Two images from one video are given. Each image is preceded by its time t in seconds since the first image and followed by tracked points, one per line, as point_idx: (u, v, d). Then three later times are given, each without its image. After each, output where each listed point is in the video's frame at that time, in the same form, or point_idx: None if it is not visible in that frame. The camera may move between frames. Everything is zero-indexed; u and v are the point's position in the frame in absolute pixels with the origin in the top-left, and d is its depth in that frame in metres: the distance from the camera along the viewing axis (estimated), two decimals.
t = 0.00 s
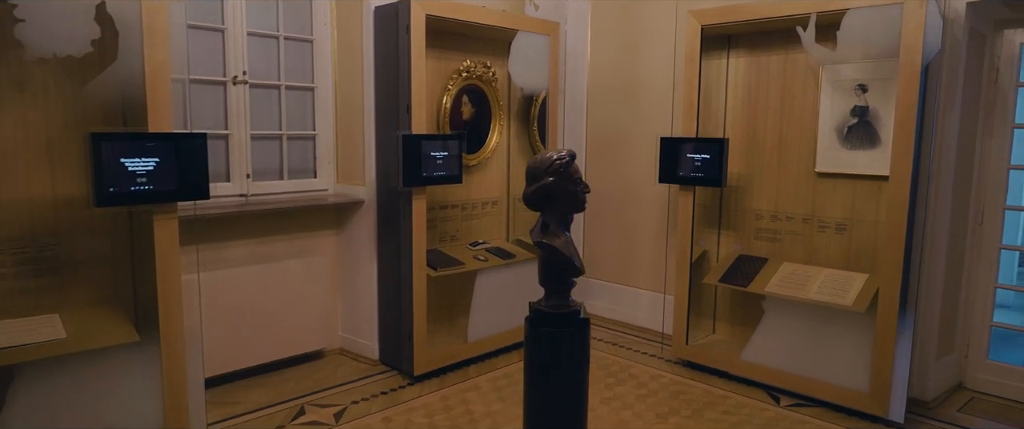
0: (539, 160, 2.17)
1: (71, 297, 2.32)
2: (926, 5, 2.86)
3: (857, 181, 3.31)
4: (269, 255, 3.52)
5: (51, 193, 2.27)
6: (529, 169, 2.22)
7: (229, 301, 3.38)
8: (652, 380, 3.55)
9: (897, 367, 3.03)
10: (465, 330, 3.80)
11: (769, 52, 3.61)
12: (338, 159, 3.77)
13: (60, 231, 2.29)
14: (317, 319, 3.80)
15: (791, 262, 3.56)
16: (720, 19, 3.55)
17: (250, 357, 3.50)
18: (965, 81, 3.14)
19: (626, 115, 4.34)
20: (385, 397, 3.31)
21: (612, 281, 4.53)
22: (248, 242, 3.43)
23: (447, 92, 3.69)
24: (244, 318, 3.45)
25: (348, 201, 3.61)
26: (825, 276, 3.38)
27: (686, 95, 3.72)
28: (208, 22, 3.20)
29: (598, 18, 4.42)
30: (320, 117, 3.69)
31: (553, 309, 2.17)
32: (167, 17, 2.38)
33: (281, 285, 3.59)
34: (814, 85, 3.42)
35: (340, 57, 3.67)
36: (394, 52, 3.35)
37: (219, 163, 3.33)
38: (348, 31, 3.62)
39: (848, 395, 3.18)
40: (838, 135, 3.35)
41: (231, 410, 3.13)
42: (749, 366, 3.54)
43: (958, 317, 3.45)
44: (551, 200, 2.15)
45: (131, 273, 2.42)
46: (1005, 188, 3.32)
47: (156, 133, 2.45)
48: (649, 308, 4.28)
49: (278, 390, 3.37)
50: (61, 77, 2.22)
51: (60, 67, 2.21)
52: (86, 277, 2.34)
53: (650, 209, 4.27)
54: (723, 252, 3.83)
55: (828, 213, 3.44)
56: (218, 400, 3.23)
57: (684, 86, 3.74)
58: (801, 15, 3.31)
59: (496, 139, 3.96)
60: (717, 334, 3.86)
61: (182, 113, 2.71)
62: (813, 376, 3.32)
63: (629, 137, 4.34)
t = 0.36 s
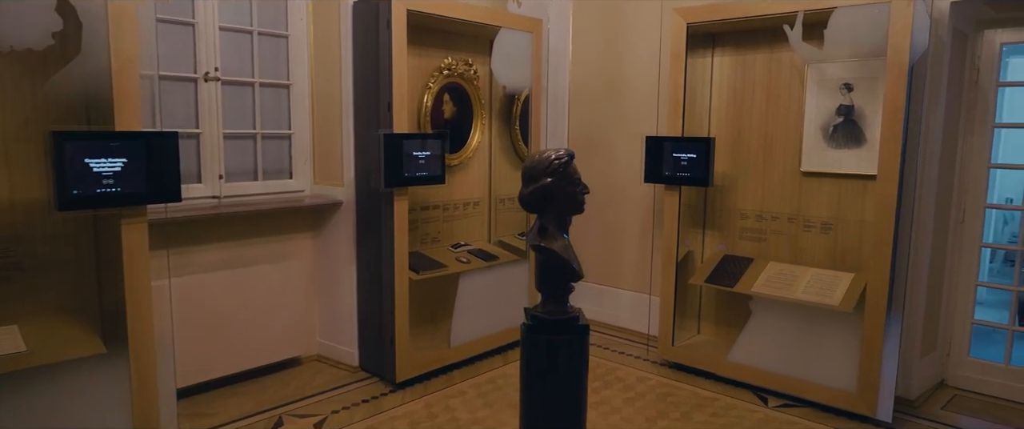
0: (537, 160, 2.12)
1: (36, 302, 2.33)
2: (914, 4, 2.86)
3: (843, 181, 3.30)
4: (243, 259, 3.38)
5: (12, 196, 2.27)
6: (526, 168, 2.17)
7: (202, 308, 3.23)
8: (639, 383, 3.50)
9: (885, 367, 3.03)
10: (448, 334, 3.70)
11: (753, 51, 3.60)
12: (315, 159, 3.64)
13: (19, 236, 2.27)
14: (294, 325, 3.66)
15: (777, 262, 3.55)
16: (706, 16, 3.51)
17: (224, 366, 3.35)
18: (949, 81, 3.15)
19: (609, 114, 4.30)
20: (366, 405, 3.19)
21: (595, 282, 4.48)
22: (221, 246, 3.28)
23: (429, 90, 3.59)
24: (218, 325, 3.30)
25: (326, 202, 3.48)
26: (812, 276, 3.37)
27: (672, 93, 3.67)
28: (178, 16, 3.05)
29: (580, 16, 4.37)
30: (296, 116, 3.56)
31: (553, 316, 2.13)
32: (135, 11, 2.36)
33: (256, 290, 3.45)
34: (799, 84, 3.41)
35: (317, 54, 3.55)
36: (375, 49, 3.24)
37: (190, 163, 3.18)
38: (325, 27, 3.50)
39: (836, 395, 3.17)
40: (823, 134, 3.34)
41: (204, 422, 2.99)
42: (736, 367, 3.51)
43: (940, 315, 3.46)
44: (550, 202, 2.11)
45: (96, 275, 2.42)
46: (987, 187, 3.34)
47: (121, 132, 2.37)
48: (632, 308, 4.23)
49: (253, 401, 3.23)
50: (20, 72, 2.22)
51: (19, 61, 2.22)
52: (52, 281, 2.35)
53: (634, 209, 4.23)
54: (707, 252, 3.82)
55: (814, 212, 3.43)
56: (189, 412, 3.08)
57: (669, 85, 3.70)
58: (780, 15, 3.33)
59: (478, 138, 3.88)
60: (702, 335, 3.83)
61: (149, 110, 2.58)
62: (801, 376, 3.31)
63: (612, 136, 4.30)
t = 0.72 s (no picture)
0: (544, 163, 2.06)
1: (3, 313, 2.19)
2: (909, 4, 2.84)
3: (835, 181, 3.29)
4: (223, 266, 3.24)
5: None
6: (531, 171, 2.11)
7: (181, 317, 3.09)
8: (632, 387, 3.45)
9: (880, 368, 3.02)
10: (437, 340, 3.61)
11: (744, 50, 3.56)
12: (297, 161, 3.51)
13: None
14: (277, 333, 3.54)
15: (769, 263, 3.53)
16: (698, 15, 3.46)
17: (204, 377, 3.21)
18: (940, 81, 3.15)
19: (597, 114, 4.24)
20: (355, 416, 3.09)
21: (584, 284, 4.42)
22: (200, 252, 3.14)
23: (415, 89, 3.49)
24: (198, 335, 3.17)
25: (310, 206, 3.36)
26: (805, 277, 3.35)
27: (663, 93, 3.62)
28: (153, 12, 2.90)
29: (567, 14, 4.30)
30: (277, 116, 3.43)
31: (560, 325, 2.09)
32: (110, 7, 2.25)
33: (238, 297, 3.32)
34: (791, 85, 3.39)
35: (299, 52, 3.42)
36: (360, 46, 3.13)
37: (167, 166, 3.04)
38: (307, 24, 3.38)
39: (831, 397, 3.16)
40: (816, 134, 3.32)
41: None
42: (729, 369, 3.48)
43: (930, 315, 3.47)
44: (556, 206, 2.05)
45: (69, 285, 2.30)
46: (976, 187, 3.36)
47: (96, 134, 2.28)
48: (622, 311, 4.18)
49: (235, 413, 3.10)
50: None
51: None
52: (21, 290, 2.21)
53: (624, 210, 4.17)
54: (698, 253, 3.76)
55: (806, 213, 3.40)
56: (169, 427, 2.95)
57: (660, 84, 3.65)
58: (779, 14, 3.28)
59: (465, 139, 3.79)
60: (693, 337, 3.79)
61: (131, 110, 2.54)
62: (795, 378, 3.29)
63: (600, 137, 4.23)
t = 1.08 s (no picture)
0: (545, 166, 1.99)
1: None
2: (895, 5, 2.85)
3: (819, 182, 3.29)
4: (196, 272, 3.10)
5: None
6: (530, 174, 2.04)
7: (152, 327, 2.95)
8: (619, 392, 3.41)
9: (866, 369, 3.03)
10: (420, 347, 3.52)
11: (728, 51, 3.55)
12: (273, 162, 3.38)
13: None
14: (252, 341, 3.40)
15: (753, 264, 3.52)
16: (683, 15, 3.44)
17: (176, 390, 3.07)
18: (922, 83, 3.18)
19: (578, 115, 4.19)
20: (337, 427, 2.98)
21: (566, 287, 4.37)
22: (172, 259, 3.00)
23: (396, 89, 3.39)
24: (169, 345, 3.02)
25: (287, 210, 3.24)
26: (790, 278, 3.36)
27: (648, 92, 3.57)
28: (120, 6, 2.76)
29: (548, 13, 4.25)
30: (252, 116, 3.31)
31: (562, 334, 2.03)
32: None
33: (212, 305, 3.18)
34: (775, 86, 3.39)
35: (275, 50, 3.30)
36: (340, 44, 3.02)
37: (136, 168, 2.89)
38: (283, 20, 3.26)
39: (818, 398, 3.16)
40: (800, 135, 3.33)
41: None
42: (715, 371, 3.46)
43: (911, 315, 3.51)
44: (558, 211, 1.98)
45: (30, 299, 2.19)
46: (955, 187, 3.40)
47: (62, 135, 2.16)
48: (606, 313, 4.14)
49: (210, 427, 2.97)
50: None
51: None
52: None
53: (606, 212, 4.13)
54: (683, 255, 3.75)
55: (791, 214, 3.41)
56: None
57: (644, 84, 3.60)
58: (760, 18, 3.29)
59: (446, 140, 3.72)
60: (678, 339, 3.77)
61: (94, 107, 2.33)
62: (781, 379, 3.28)
63: (583, 138, 4.19)
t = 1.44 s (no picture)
0: (541, 166, 1.94)
1: None
2: (874, 6, 2.87)
3: (797, 181, 3.32)
4: (162, 278, 2.96)
5: None
6: (525, 174, 1.99)
7: (114, 336, 2.80)
8: (601, 394, 3.37)
9: (846, 366, 3.05)
10: (397, 351, 3.43)
11: (707, 51, 3.55)
12: (242, 162, 3.25)
13: None
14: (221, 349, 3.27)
15: (732, 263, 3.53)
16: (662, 14, 3.42)
17: (140, 401, 2.92)
18: (896, 83, 3.22)
19: (554, 114, 4.15)
20: None
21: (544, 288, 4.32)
22: (135, 264, 2.85)
23: (371, 87, 3.30)
24: (133, 355, 2.87)
25: (258, 212, 3.11)
26: (769, 276, 3.37)
27: (627, 92, 3.54)
28: None
29: (524, 11, 4.20)
30: (220, 114, 3.17)
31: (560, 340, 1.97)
32: None
33: (178, 313, 3.04)
34: (753, 86, 3.41)
35: (243, 45, 3.17)
36: (313, 40, 2.92)
37: (96, 169, 2.74)
38: (252, 15, 3.13)
39: (798, 396, 3.18)
40: (778, 135, 3.35)
41: None
42: (696, 371, 3.46)
43: (885, 312, 3.56)
44: (556, 213, 1.94)
45: None
46: (927, 186, 3.46)
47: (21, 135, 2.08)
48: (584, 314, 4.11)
49: None
50: None
51: None
52: None
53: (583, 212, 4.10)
54: (661, 254, 3.72)
55: (768, 213, 3.43)
56: None
57: (624, 83, 3.57)
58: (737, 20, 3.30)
59: (422, 139, 3.64)
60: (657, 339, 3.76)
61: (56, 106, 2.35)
62: (762, 378, 3.29)
63: (560, 137, 4.14)
